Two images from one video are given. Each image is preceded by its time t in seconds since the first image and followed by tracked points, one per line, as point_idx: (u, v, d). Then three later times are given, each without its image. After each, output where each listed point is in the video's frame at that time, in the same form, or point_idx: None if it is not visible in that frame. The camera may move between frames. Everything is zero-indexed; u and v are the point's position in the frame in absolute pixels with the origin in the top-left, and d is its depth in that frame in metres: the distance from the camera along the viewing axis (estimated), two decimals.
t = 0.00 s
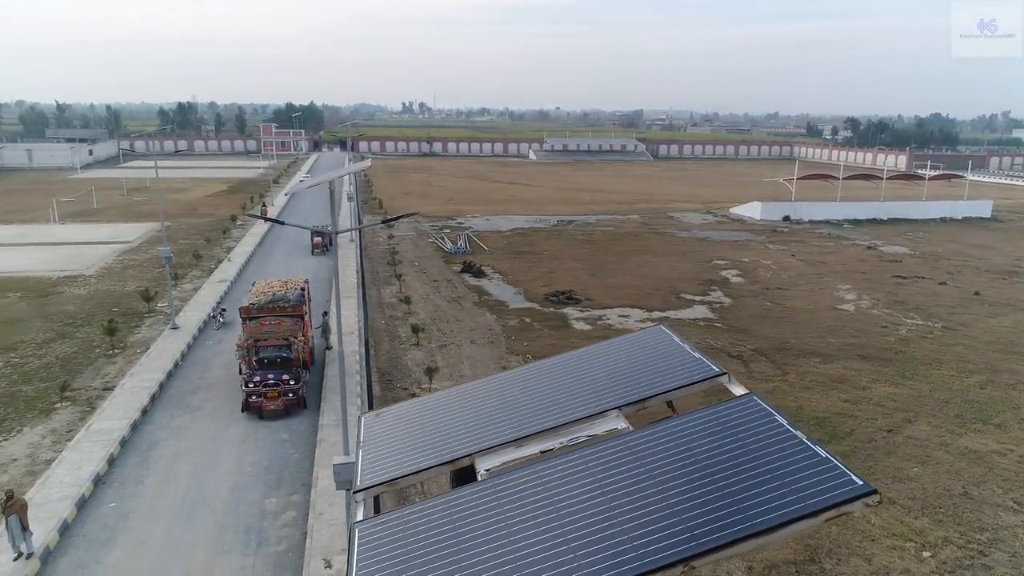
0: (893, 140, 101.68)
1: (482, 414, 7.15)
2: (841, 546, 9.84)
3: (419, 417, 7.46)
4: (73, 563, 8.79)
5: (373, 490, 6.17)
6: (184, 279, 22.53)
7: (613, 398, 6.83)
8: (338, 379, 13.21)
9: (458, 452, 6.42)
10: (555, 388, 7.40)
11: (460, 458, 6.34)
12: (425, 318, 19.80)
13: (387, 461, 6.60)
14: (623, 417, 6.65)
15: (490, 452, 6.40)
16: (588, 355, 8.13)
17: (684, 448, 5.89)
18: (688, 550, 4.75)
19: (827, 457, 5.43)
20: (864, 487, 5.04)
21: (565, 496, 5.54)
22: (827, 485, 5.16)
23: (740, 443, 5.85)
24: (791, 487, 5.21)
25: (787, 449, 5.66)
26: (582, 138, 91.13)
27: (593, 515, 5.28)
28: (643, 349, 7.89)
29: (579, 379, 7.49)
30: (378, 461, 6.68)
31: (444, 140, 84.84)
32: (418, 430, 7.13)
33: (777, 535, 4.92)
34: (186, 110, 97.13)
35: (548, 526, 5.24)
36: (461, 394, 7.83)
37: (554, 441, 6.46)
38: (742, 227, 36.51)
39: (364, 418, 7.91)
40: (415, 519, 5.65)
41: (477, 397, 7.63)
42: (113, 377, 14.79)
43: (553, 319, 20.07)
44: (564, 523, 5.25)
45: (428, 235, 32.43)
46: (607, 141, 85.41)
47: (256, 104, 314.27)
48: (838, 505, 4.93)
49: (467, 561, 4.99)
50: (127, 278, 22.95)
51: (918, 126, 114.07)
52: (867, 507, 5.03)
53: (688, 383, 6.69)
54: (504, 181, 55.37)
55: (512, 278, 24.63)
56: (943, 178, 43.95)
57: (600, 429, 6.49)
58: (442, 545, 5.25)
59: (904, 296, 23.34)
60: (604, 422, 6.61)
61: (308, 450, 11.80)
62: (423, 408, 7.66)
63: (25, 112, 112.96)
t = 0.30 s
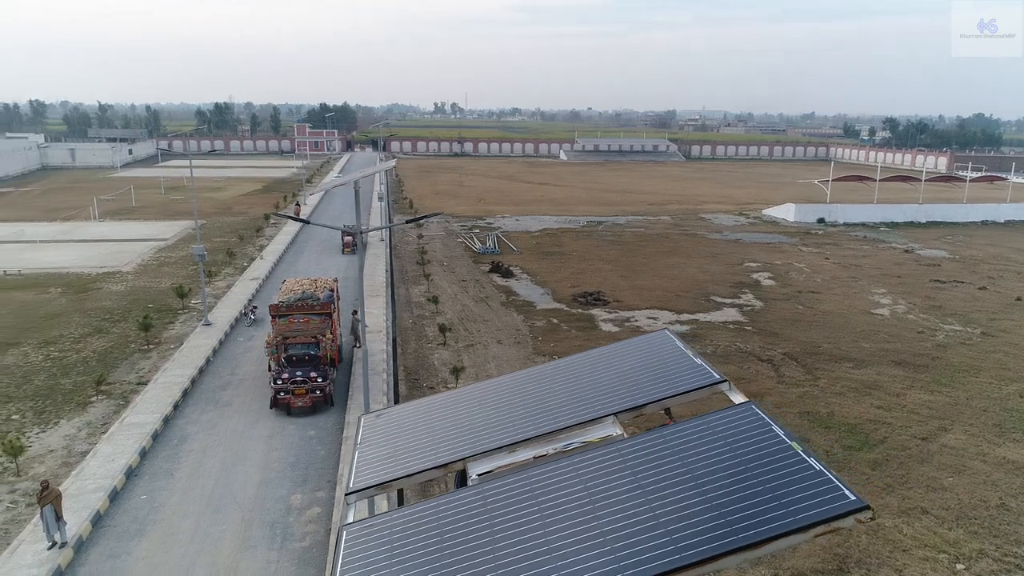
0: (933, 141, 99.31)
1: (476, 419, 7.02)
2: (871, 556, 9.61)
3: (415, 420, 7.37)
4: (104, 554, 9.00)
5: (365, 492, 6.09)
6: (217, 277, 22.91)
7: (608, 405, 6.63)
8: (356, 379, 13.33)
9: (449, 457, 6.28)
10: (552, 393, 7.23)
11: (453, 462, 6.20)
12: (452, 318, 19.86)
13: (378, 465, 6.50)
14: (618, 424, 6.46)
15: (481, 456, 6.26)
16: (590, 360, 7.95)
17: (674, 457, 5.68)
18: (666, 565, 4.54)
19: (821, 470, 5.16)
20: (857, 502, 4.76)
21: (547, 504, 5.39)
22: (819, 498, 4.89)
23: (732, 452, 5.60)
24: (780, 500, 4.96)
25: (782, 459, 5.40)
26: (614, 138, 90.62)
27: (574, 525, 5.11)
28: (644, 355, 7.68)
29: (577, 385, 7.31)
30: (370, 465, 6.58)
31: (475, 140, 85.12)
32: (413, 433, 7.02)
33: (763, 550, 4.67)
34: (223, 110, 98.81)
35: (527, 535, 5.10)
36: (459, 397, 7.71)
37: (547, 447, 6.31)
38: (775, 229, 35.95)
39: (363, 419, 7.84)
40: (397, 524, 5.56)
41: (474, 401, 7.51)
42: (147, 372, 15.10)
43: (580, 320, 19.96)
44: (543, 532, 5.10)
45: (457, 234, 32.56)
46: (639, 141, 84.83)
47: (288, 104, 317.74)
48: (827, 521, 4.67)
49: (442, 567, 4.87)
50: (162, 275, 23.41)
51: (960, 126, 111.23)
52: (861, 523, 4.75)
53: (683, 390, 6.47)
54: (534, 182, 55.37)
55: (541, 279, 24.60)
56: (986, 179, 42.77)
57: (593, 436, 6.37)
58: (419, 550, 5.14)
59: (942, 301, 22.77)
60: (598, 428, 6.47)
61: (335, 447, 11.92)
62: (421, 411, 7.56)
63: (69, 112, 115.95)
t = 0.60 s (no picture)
0: (973, 142, 97.04)
1: (472, 421, 6.77)
2: (900, 566, 9.37)
3: (412, 420, 7.15)
4: (132, 545, 9.18)
5: (355, 493, 5.88)
6: (248, 275, 23.26)
7: (608, 410, 6.35)
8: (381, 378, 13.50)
9: (436, 460, 6.06)
10: (551, 395, 6.96)
11: (443, 464, 5.97)
12: (478, 318, 19.88)
13: (370, 467, 6.30)
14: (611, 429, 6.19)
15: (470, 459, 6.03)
16: (592, 362, 7.67)
17: (660, 465, 5.42)
18: None
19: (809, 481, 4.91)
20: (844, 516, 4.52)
21: (527, 509, 5.18)
22: (803, 509, 4.65)
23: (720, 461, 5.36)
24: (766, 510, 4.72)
25: (770, 468, 5.15)
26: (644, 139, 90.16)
27: (552, 531, 4.90)
28: (648, 357, 7.38)
29: (578, 387, 7.04)
30: (359, 466, 6.38)
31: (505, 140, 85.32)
32: (409, 434, 6.81)
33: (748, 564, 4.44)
34: (257, 110, 100.21)
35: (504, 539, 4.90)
36: (459, 397, 7.48)
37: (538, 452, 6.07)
38: (806, 231, 35.42)
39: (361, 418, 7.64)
40: (374, 526, 5.38)
41: (472, 401, 7.28)
42: (177, 367, 15.37)
43: (606, 321, 19.85)
44: (520, 537, 4.90)
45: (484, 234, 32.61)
46: (670, 141, 84.21)
47: (320, 105, 321.77)
48: (814, 534, 4.41)
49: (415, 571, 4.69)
50: (195, 272, 23.82)
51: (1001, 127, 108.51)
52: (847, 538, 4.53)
53: (684, 395, 6.19)
54: (564, 182, 55.33)
55: (567, 279, 24.53)
56: None
57: (587, 440, 6.10)
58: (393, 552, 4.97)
59: (980, 306, 22.20)
60: (591, 433, 6.20)
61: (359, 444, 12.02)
62: (418, 411, 7.35)
63: (109, 112, 118.66)
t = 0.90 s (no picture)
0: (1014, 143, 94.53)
1: (465, 424, 6.74)
2: None
3: (407, 422, 7.16)
4: (159, 538, 9.35)
5: (344, 495, 5.88)
6: (276, 273, 23.54)
7: (599, 416, 6.26)
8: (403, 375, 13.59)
9: (423, 465, 6.02)
10: (546, 400, 6.90)
11: (433, 467, 5.94)
12: (503, 318, 19.90)
13: (359, 469, 6.32)
14: (602, 435, 6.09)
15: (462, 463, 6.00)
16: (589, 368, 7.55)
17: (647, 472, 5.26)
18: None
19: (796, 492, 4.68)
20: (827, 532, 4.30)
21: (508, 513, 5.10)
22: (786, 522, 4.45)
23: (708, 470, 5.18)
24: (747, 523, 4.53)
25: (760, 479, 4.94)
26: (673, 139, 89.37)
27: (530, 536, 4.81)
28: (646, 364, 7.26)
29: (573, 393, 6.96)
30: (350, 469, 6.37)
31: (534, 141, 85.26)
32: (402, 437, 6.81)
33: None
34: (288, 110, 101.32)
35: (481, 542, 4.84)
36: (455, 399, 7.46)
37: (530, 455, 6.00)
38: (839, 233, 34.81)
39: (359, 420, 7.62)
40: (360, 528, 5.34)
41: (467, 403, 7.25)
42: (206, 363, 15.62)
43: (632, 323, 19.71)
44: (497, 542, 4.82)
45: (511, 234, 32.62)
46: (700, 141, 83.33)
47: (350, 106, 324.85)
48: (792, 550, 4.21)
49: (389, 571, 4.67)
50: (225, 270, 24.19)
51: None
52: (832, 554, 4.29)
53: (676, 404, 6.06)
54: (592, 183, 55.14)
55: (593, 280, 24.43)
56: None
57: (577, 446, 6.01)
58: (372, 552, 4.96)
59: (1019, 312, 21.60)
60: (581, 439, 6.12)
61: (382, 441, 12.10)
62: (414, 413, 7.35)
63: (145, 113, 120.98)
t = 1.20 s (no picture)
0: None
1: (459, 427, 6.65)
2: None
3: (400, 425, 7.09)
4: (186, 531, 9.52)
5: (335, 497, 5.87)
6: (305, 271, 23.80)
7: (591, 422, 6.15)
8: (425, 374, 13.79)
9: (415, 467, 5.97)
10: (543, 403, 6.78)
11: (424, 471, 5.84)
12: (528, 318, 19.90)
13: (348, 472, 6.27)
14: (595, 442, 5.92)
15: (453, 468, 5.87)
16: (590, 372, 7.42)
17: (635, 480, 5.16)
18: None
19: (783, 507, 4.55)
20: (811, 549, 4.17)
21: (491, 518, 5.05)
22: (770, 538, 4.33)
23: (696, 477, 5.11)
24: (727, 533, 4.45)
25: (745, 491, 4.84)
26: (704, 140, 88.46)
27: (507, 540, 4.78)
28: (646, 369, 7.12)
29: (572, 396, 6.85)
30: (344, 471, 6.33)
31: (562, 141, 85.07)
32: (394, 440, 6.74)
33: None
34: (319, 110, 102.29)
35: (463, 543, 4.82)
36: (454, 401, 7.38)
37: (522, 461, 5.89)
38: (873, 236, 34.17)
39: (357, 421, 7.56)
40: (350, 529, 5.31)
41: (465, 405, 7.16)
42: (234, 360, 15.85)
43: (658, 325, 19.55)
44: (474, 545, 4.80)
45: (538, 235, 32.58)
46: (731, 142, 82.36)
47: (379, 106, 327.30)
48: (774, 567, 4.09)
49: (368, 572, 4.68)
50: (255, 268, 24.52)
51: None
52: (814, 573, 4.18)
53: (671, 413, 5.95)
54: (621, 184, 54.85)
55: (620, 282, 24.31)
56: None
57: (568, 453, 5.87)
58: (355, 551, 4.99)
59: None
60: (574, 444, 5.94)
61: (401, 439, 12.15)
62: (408, 415, 7.28)
63: (181, 113, 123.16)
